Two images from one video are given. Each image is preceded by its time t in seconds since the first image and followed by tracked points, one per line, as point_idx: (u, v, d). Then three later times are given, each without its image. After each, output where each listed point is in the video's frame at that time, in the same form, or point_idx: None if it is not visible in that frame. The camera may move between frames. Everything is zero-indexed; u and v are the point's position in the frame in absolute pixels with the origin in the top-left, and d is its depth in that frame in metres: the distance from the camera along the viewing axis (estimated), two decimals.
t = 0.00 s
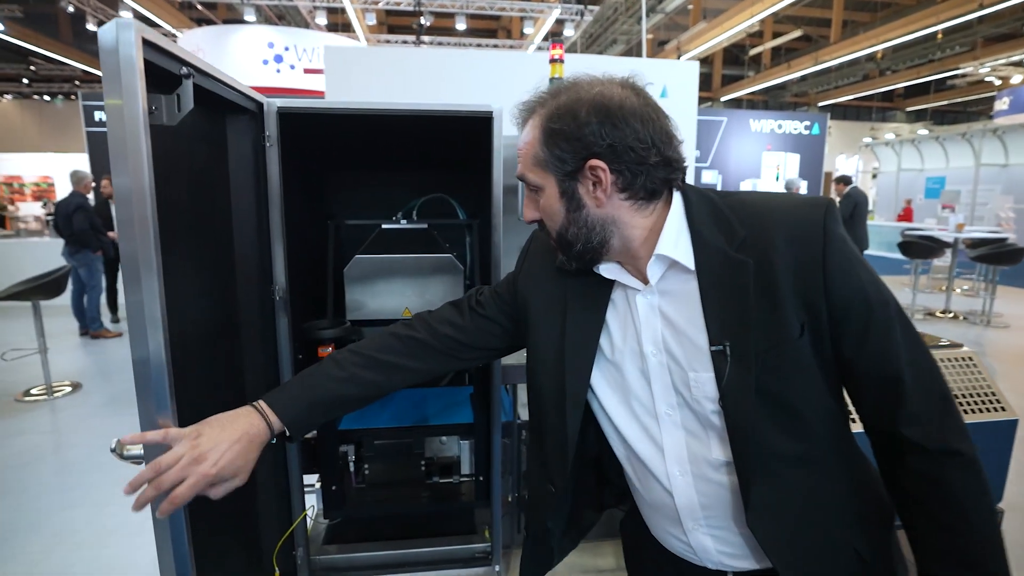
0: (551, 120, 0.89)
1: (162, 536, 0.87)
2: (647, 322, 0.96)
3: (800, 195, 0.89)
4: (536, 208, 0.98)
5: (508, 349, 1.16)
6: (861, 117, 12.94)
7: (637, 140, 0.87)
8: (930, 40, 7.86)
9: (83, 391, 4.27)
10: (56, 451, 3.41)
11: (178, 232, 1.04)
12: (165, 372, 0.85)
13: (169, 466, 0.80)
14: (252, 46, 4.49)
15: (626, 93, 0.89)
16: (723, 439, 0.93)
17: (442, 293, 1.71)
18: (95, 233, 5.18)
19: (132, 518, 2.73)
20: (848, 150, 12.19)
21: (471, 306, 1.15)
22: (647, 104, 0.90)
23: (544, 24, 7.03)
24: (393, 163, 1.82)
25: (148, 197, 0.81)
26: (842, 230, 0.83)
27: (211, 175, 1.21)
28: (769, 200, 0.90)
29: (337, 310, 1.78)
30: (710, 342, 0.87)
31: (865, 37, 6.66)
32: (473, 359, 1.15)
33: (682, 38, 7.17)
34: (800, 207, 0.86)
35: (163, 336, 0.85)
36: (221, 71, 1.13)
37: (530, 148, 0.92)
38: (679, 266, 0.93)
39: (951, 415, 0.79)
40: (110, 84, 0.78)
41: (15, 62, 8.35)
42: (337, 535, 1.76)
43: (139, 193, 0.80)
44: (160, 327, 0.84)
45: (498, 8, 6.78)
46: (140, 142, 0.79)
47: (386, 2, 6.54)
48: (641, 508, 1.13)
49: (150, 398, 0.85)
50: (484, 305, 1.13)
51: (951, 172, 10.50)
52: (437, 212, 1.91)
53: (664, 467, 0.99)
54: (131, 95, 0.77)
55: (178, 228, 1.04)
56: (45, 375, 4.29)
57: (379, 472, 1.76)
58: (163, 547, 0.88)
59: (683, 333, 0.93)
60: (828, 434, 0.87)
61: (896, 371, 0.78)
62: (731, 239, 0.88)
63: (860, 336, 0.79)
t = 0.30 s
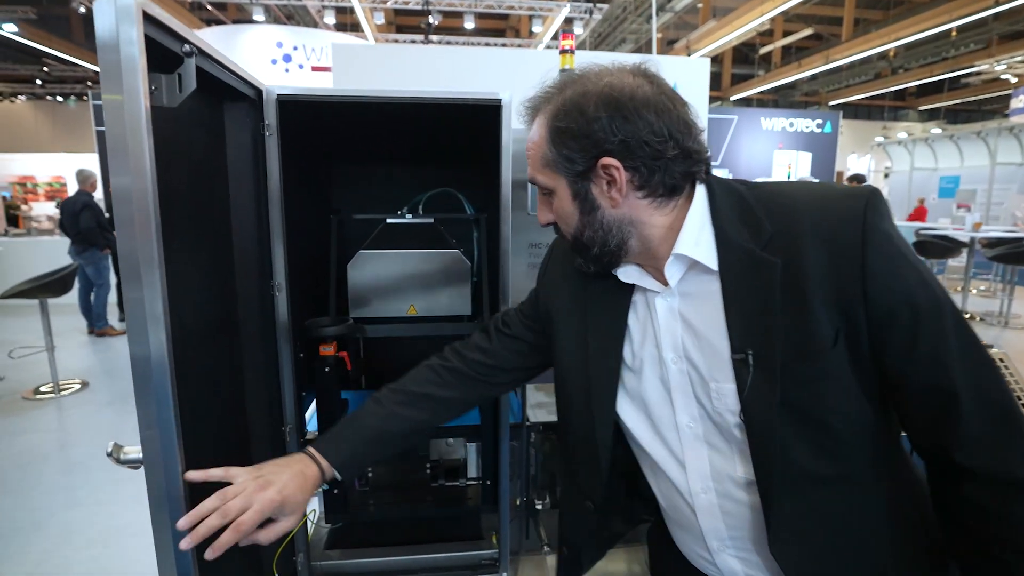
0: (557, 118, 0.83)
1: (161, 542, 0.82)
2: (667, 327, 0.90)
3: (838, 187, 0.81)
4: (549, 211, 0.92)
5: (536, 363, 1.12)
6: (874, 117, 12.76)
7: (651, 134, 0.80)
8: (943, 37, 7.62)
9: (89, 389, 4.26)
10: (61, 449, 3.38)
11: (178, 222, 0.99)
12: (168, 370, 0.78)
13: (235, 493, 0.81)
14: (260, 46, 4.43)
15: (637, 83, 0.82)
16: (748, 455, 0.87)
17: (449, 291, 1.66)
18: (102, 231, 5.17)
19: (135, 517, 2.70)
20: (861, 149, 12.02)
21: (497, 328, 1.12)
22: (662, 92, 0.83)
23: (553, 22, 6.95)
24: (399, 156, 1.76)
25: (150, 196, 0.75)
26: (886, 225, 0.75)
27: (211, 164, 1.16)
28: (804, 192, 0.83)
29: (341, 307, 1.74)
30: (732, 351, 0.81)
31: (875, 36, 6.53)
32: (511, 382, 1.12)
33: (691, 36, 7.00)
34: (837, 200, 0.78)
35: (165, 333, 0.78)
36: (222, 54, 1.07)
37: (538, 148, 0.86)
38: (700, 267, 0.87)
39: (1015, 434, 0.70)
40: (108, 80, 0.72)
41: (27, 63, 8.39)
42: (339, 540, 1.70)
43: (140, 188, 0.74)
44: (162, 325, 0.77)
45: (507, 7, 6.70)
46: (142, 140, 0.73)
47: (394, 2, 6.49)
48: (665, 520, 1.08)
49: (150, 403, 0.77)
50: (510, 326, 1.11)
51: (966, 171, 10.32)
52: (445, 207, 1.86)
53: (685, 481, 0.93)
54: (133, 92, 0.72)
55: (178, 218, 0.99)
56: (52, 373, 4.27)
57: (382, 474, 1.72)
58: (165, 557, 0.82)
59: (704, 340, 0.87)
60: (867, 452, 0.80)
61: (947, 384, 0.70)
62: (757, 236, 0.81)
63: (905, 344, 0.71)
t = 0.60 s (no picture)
0: (607, 109, 0.79)
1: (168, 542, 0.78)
2: (722, 335, 0.87)
3: (926, 181, 0.73)
4: (593, 208, 0.88)
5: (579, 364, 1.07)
6: (878, 117, 12.70)
7: (711, 125, 0.75)
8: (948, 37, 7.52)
9: (92, 389, 4.23)
10: (62, 448, 3.35)
11: (183, 214, 0.95)
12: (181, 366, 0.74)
13: (255, 484, 0.78)
14: (264, 45, 4.41)
15: (693, 71, 0.78)
16: (809, 474, 0.83)
17: (456, 287, 1.62)
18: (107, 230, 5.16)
19: (136, 518, 2.66)
20: (865, 149, 11.95)
21: (539, 328, 1.08)
22: (720, 79, 0.78)
23: (557, 21, 6.90)
24: (406, 150, 1.72)
25: (167, 198, 0.71)
26: (985, 228, 0.66)
27: (216, 155, 1.12)
28: (884, 188, 0.75)
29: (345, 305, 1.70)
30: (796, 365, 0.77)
31: (882, 35, 6.47)
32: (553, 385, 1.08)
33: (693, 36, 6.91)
34: (924, 200, 0.71)
35: (179, 327, 0.74)
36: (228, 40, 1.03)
37: (585, 141, 0.82)
38: (761, 271, 0.83)
39: None
40: (124, 82, 0.69)
41: (32, 63, 8.39)
42: (342, 545, 1.66)
43: (156, 187, 0.70)
44: (177, 320, 0.73)
45: (510, 6, 6.64)
46: (159, 142, 0.69)
47: (398, 1, 6.46)
48: (716, 528, 1.06)
49: (164, 398, 0.74)
50: (551, 326, 1.06)
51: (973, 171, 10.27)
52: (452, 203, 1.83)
53: (740, 496, 0.90)
54: (150, 96, 0.68)
55: (183, 210, 0.95)
56: (55, 372, 4.25)
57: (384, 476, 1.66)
58: (176, 558, 0.79)
59: (763, 350, 0.84)
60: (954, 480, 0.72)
61: None
62: (826, 240, 0.76)
63: (1003, 367, 0.64)
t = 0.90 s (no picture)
0: (725, 90, 0.75)
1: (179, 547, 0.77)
2: (821, 350, 0.83)
3: None
4: (681, 196, 0.84)
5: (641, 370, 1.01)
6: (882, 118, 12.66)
7: (844, 115, 0.71)
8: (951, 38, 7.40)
9: (95, 389, 4.21)
10: (66, 448, 3.33)
11: (194, 213, 0.92)
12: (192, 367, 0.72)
13: (301, 499, 0.75)
14: (269, 46, 4.40)
15: (812, 55, 0.74)
16: (911, 507, 0.78)
17: (467, 288, 1.61)
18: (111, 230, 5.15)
19: (141, 518, 2.64)
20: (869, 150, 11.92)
21: (600, 328, 1.02)
22: (856, 64, 0.73)
23: (561, 21, 6.88)
24: (417, 148, 1.70)
25: (180, 198, 0.69)
26: None
27: (225, 152, 1.09)
28: None
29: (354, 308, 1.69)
30: (914, 392, 0.70)
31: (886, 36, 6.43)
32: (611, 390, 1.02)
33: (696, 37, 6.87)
34: None
35: (191, 328, 0.72)
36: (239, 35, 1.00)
37: (688, 121, 0.78)
38: (872, 283, 0.78)
39: None
40: (134, 82, 0.66)
41: (36, 63, 8.40)
42: (351, 550, 1.63)
43: (168, 186, 0.67)
44: (190, 320, 0.71)
45: (514, 6, 6.63)
46: (171, 141, 0.67)
47: (401, 1, 6.45)
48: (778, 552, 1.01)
49: (176, 401, 0.72)
50: (614, 327, 1.01)
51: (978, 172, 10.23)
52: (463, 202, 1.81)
53: (823, 524, 0.85)
54: (162, 96, 0.66)
55: (194, 208, 0.92)
56: (58, 372, 4.23)
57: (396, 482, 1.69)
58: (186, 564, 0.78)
59: (871, 370, 0.78)
60: None
61: None
62: (959, 255, 0.69)
63: None
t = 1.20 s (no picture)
0: (1002, 19, 0.51)
1: (197, 544, 0.79)
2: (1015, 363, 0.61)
3: None
4: (881, 165, 0.59)
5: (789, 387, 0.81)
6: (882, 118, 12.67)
7: None
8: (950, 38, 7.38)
9: (98, 390, 4.19)
10: (69, 449, 3.31)
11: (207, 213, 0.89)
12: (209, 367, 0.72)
13: None
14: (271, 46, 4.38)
15: None
16: None
17: (478, 289, 1.59)
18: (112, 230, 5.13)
19: (147, 520, 2.62)
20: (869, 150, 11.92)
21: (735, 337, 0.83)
22: None
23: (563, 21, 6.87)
24: (426, 148, 1.68)
25: (198, 200, 0.69)
26: None
27: (236, 150, 1.06)
28: None
29: (364, 311, 1.68)
30: None
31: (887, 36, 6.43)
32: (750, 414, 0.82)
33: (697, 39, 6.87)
34: None
35: (208, 329, 0.72)
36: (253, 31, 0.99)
37: (940, 58, 0.54)
38: None
39: None
40: (153, 84, 0.67)
41: (39, 64, 8.40)
42: (361, 555, 1.62)
43: (188, 187, 0.67)
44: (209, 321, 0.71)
45: (516, 6, 6.61)
46: (191, 141, 0.67)
47: (403, 2, 6.44)
48: None
49: (194, 403, 0.73)
50: (750, 336, 0.80)
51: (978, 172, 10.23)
52: (471, 202, 1.78)
53: None
54: (183, 98, 0.66)
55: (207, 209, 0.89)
56: (61, 373, 4.20)
57: (407, 485, 1.67)
58: (205, 561, 0.80)
59: None
60: None
61: None
62: None
63: None
